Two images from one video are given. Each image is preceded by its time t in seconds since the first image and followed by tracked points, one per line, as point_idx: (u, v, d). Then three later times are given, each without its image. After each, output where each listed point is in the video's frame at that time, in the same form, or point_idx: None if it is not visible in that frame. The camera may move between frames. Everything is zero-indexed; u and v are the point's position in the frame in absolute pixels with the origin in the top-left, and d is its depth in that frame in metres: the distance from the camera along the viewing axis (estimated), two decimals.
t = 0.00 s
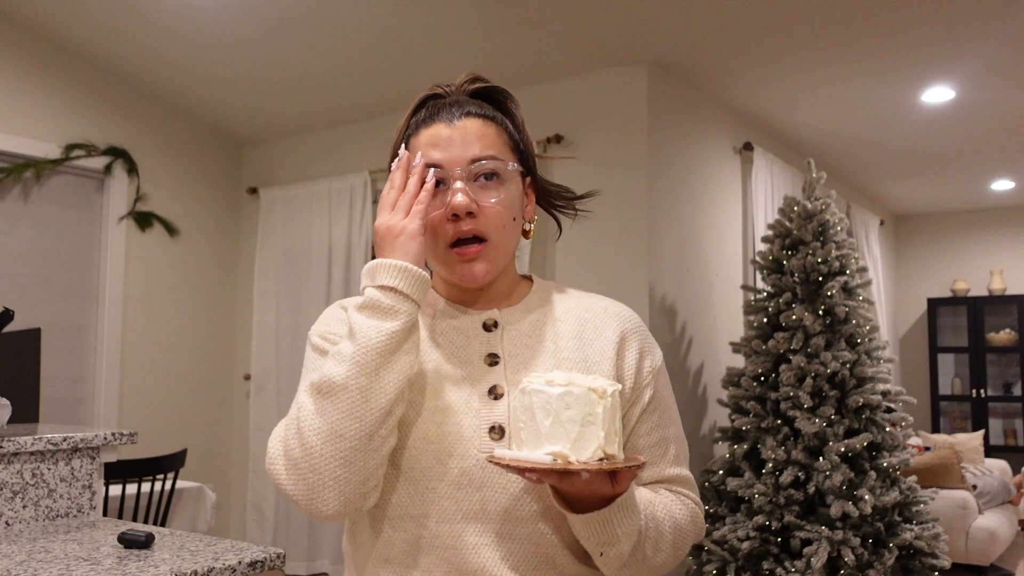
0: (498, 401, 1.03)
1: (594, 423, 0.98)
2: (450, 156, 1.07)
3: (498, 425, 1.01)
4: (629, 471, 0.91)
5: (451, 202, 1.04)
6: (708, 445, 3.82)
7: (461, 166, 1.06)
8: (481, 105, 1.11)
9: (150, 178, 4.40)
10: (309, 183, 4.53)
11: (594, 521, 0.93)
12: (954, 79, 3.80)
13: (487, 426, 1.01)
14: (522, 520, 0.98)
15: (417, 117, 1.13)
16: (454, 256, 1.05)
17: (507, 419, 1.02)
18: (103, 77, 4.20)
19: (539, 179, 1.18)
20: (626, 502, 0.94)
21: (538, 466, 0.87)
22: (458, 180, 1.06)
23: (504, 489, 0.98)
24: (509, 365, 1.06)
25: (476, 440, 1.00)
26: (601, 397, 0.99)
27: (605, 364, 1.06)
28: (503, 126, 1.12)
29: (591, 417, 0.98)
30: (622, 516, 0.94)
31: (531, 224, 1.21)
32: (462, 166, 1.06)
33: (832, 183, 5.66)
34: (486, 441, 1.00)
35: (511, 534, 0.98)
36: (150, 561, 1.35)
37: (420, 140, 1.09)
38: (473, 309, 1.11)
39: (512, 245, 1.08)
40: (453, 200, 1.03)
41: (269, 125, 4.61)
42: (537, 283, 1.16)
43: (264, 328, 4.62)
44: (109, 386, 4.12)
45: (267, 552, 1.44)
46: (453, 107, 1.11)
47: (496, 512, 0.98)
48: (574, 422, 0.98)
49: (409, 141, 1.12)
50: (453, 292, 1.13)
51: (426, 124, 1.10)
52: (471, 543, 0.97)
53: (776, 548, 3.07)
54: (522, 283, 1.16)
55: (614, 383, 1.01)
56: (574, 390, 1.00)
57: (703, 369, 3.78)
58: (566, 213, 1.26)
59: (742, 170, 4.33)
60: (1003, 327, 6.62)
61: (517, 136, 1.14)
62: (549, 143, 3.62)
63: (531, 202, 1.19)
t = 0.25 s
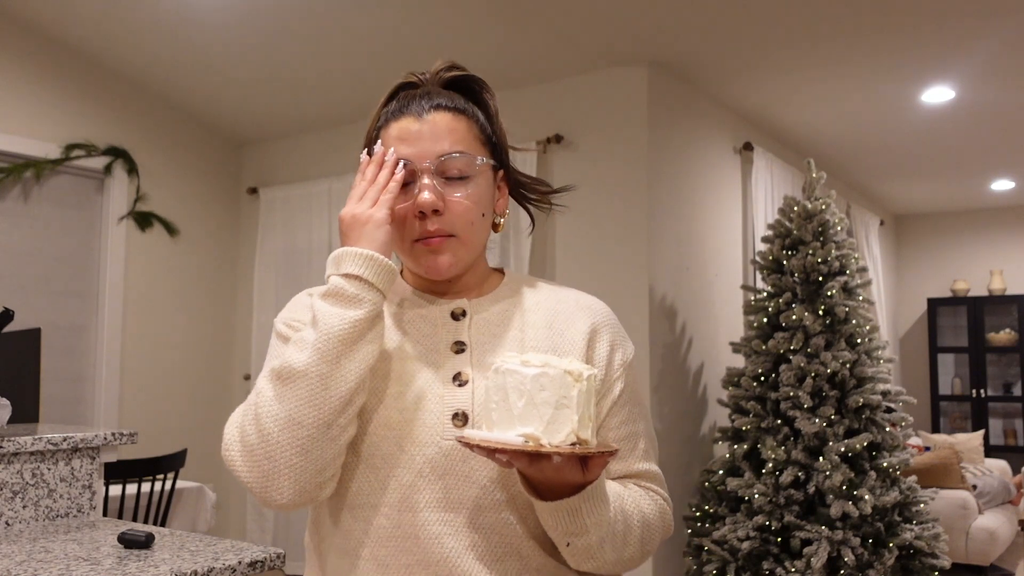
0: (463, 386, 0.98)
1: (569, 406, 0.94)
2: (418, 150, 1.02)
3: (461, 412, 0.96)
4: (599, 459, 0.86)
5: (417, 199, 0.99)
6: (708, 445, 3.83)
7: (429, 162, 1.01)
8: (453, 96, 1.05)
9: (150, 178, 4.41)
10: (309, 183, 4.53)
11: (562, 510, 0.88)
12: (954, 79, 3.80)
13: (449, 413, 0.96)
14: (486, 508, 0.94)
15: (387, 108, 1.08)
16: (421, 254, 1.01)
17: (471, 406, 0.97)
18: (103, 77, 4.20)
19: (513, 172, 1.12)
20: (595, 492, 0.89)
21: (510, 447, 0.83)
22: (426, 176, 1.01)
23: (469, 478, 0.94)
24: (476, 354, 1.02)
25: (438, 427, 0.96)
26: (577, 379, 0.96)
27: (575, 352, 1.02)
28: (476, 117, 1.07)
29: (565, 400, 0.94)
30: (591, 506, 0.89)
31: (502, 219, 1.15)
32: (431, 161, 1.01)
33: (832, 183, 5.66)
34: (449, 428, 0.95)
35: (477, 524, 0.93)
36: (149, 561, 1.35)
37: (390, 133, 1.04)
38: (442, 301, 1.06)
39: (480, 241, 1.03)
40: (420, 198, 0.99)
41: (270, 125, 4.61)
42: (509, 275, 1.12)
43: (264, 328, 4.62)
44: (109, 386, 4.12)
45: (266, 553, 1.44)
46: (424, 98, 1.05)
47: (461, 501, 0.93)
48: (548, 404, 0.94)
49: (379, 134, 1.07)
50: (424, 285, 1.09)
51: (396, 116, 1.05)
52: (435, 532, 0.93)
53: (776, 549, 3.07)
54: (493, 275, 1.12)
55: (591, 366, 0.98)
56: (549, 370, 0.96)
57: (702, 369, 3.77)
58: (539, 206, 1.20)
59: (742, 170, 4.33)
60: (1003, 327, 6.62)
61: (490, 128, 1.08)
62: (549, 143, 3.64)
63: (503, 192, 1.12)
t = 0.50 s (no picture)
0: (443, 387, 0.96)
1: (560, 401, 0.97)
2: (400, 144, 1.00)
3: (443, 413, 0.94)
4: (587, 453, 0.88)
5: (399, 192, 0.97)
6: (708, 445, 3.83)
7: (412, 155, 1.00)
8: (434, 92, 1.05)
9: (150, 178, 4.40)
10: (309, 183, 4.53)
11: (550, 506, 0.88)
12: (954, 79, 3.80)
13: (432, 413, 0.94)
14: (470, 508, 0.92)
15: (367, 100, 1.06)
16: (399, 248, 0.99)
17: (452, 406, 0.95)
18: (103, 76, 4.20)
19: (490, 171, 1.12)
20: (583, 487, 0.89)
21: (504, 443, 0.84)
22: (408, 170, 0.99)
23: (455, 479, 0.92)
24: (455, 353, 1.00)
25: (422, 428, 0.93)
26: (567, 373, 0.99)
27: (554, 349, 1.03)
28: (458, 114, 1.07)
29: (557, 394, 0.97)
30: (578, 501, 0.89)
31: (479, 219, 1.15)
32: (413, 155, 1.00)
33: (832, 184, 5.66)
34: (432, 430, 0.93)
35: (463, 524, 0.92)
36: (149, 561, 1.35)
37: (371, 126, 1.02)
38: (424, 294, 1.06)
39: (459, 238, 1.02)
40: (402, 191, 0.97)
41: (270, 125, 4.61)
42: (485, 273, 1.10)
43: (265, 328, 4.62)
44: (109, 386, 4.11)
45: (266, 553, 1.44)
46: (405, 92, 1.04)
47: (447, 502, 0.92)
48: (540, 399, 0.97)
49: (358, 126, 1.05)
50: (399, 283, 1.06)
51: (377, 109, 1.03)
52: (420, 534, 0.91)
53: (776, 549, 3.07)
54: (469, 274, 1.10)
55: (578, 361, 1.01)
56: (540, 367, 0.98)
57: (702, 369, 3.77)
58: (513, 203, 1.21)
59: (742, 170, 4.33)
60: (1003, 327, 6.62)
61: (469, 126, 1.08)
62: (549, 143, 3.64)
63: (482, 193, 1.13)
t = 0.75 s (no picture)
0: (443, 397, 0.95)
1: (570, 418, 0.98)
2: (404, 143, 1.01)
3: (442, 423, 0.94)
4: (595, 470, 0.88)
5: (401, 191, 0.98)
6: (708, 445, 3.83)
7: (415, 155, 1.01)
8: (440, 92, 1.06)
9: (150, 178, 4.41)
10: (309, 183, 4.53)
11: (554, 523, 0.90)
12: (954, 79, 3.79)
13: (431, 423, 0.94)
14: (471, 516, 0.93)
15: (371, 99, 1.06)
16: (399, 247, 0.99)
17: (452, 416, 0.95)
18: (103, 77, 4.20)
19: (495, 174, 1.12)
20: (588, 503, 0.91)
21: (515, 462, 0.83)
22: (410, 169, 1.00)
23: (456, 488, 0.93)
24: (455, 359, 0.99)
25: (421, 438, 0.93)
26: (577, 391, 0.99)
27: (557, 360, 1.04)
28: (462, 115, 1.07)
29: (567, 412, 0.97)
30: (583, 518, 0.91)
31: (484, 219, 1.14)
32: (416, 154, 1.01)
33: (833, 183, 5.66)
34: (431, 440, 0.93)
35: (465, 533, 0.93)
36: (149, 561, 1.35)
37: (374, 125, 1.03)
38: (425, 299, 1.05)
39: (461, 239, 1.03)
40: (403, 190, 0.98)
41: (270, 125, 4.61)
42: (487, 277, 1.10)
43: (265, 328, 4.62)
44: (109, 386, 4.11)
45: (266, 553, 1.44)
46: (411, 92, 1.04)
47: (446, 511, 0.92)
48: (551, 416, 0.97)
49: (362, 126, 1.06)
50: (401, 285, 1.06)
51: (381, 108, 1.04)
52: (420, 543, 0.92)
53: (776, 549, 3.07)
54: (471, 277, 1.10)
55: (588, 378, 1.02)
56: (551, 383, 0.98)
57: (702, 369, 3.78)
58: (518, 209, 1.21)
59: (742, 170, 4.33)
60: (1003, 327, 6.62)
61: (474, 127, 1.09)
62: (549, 143, 3.64)
63: (485, 195, 1.12)
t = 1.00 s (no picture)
0: (474, 405, 0.97)
1: (582, 417, 0.97)
2: (423, 150, 1.01)
3: (474, 432, 0.96)
4: (614, 471, 0.89)
5: (422, 199, 0.98)
6: (708, 445, 3.83)
7: (435, 161, 1.01)
8: (456, 96, 1.06)
9: (150, 178, 4.40)
10: (309, 183, 4.53)
11: (578, 529, 0.90)
12: (954, 79, 3.79)
13: (463, 432, 0.96)
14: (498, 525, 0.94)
15: (388, 106, 1.06)
16: (423, 256, 1.00)
17: (484, 425, 0.97)
18: (103, 77, 4.20)
19: (515, 176, 1.12)
20: (612, 505, 0.91)
21: (528, 462, 0.83)
22: (430, 176, 1.00)
23: (487, 500, 0.94)
24: (483, 367, 1.01)
25: (453, 446, 0.95)
26: (587, 390, 0.98)
27: (584, 364, 1.04)
28: (481, 118, 1.07)
29: (578, 411, 0.96)
30: (607, 521, 0.91)
31: (505, 223, 1.15)
32: (436, 161, 1.01)
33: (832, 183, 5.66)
34: (463, 448, 0.95)
35: (495, 544, 0.94)
36: (150, 561, 1.35)
37: (393, 133, 1.03)
38: (448, 303, 1.08)
39: (484, 244, 1.03)
40: (424, 198, 0.98)
41: (270, 125, 4.61)
42: (511, 281, 1.12)
43: (264, 328, 4.62)
44: (109, 386, 4.11)
45: (267, 552, 1.44)
46: (427, 98, 1.05)
47: (475, 524, 0.94)
48: (561, 416, 0.96)
49: (380, 133, 1.06)
50: (426, 292, 1.08)
51: (398, 115, 1.04)
52: (448, 557, 0.93)
53: (776, 549, 3.07)
54: (494, 281, 1.11)
55: (598, 377, 1.00)
56: (560, 383, 0.97)
57: (702, 369, 3.78)
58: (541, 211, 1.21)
59: (743, 170, 4.33)
60: (1003, 327, 6.62)
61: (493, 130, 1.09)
62: (549, 143, 3.64)
63: (506, 197, 1.13)
